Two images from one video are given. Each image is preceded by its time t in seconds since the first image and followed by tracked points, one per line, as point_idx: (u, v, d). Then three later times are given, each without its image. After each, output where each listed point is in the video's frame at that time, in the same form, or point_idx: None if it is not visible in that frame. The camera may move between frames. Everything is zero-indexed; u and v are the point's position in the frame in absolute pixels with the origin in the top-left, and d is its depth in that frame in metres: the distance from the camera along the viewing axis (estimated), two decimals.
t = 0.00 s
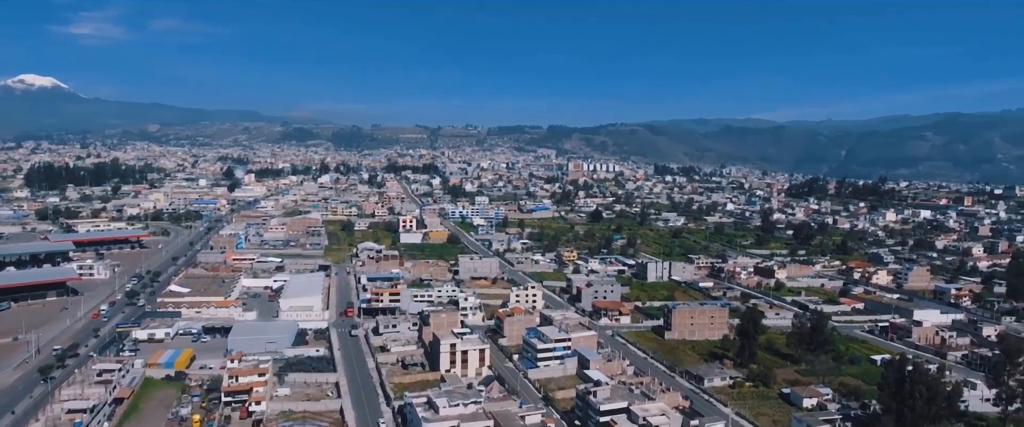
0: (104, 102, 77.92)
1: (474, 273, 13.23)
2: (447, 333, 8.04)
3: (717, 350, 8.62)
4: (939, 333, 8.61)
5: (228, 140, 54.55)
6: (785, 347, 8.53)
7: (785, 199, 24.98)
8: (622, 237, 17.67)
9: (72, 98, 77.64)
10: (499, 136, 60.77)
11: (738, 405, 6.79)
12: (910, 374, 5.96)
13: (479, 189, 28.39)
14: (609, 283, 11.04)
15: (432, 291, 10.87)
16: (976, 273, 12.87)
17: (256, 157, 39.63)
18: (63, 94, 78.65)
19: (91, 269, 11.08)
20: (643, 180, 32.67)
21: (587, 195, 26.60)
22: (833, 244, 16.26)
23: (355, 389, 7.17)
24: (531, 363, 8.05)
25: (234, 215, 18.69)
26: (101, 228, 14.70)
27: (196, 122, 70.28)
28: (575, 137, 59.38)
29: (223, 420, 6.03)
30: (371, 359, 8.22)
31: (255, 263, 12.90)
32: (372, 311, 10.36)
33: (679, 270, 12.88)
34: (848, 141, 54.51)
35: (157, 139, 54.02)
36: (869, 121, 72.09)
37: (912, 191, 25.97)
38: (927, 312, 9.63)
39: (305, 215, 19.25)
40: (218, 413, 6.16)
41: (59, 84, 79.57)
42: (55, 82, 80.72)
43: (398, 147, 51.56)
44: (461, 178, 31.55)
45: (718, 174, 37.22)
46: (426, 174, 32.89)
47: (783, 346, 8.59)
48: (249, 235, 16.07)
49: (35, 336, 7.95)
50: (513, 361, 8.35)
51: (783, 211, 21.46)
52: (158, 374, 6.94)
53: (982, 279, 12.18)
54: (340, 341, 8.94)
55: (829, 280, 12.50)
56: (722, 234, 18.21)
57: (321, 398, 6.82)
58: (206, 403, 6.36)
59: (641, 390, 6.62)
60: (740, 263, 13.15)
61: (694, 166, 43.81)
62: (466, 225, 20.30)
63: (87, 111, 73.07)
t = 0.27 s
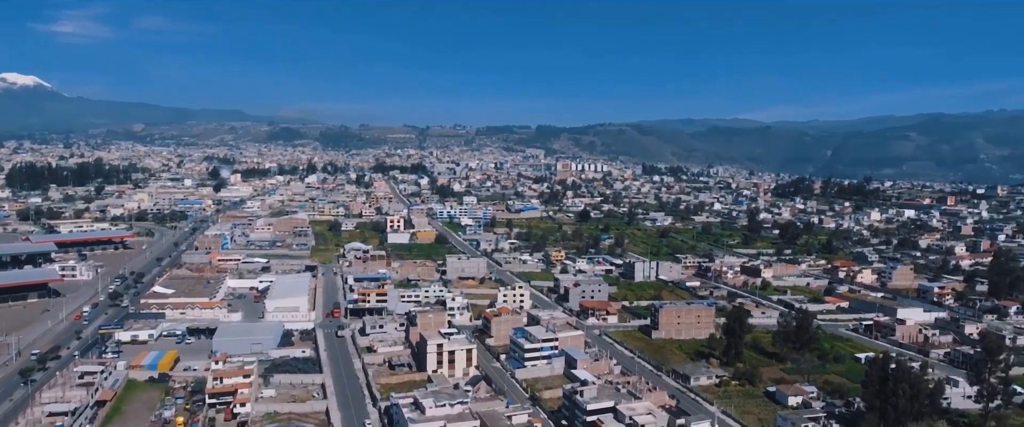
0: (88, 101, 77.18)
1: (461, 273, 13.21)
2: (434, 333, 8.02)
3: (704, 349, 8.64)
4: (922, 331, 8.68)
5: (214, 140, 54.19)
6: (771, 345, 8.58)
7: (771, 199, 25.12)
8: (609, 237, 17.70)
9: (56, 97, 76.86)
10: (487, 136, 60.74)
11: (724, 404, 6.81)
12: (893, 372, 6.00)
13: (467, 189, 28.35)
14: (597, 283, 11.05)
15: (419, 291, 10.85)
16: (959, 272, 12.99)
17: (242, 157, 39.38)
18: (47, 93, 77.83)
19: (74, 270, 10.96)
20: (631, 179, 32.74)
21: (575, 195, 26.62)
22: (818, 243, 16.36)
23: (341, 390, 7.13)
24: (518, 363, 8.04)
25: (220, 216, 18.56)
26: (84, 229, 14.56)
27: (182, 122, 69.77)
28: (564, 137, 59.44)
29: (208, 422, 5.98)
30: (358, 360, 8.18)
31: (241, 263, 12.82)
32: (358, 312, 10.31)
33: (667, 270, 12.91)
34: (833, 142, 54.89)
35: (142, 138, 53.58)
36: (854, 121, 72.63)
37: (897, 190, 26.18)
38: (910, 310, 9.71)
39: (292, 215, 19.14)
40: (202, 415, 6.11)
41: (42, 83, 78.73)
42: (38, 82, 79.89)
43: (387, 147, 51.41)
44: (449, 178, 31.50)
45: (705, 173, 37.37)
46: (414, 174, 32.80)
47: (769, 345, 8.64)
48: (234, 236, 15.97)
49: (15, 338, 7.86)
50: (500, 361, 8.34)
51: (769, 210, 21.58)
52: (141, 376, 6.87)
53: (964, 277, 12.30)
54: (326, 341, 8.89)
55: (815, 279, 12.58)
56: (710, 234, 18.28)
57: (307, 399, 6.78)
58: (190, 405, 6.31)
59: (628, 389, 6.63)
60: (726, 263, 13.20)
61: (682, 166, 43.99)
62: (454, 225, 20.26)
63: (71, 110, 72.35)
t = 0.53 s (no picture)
0: (73, 100, 76.50)
1: (449, 273, 13.19)
2: (421, 334, 8.00)
3: (691, 349, 8.66)
4: (907, 329, 8.73)
5: (201, 139, 53.84)
6: (758, 344, 8.61)
7: (759, 198, 25.24)
8: (598, 237, 17.73)
9: (41, 96, 76.11)
10: (477, 135, 60.70)
11: (711, 402, 6.82)
12: (879, 370, 6.03)
13: (456, 189, 28.31)
14: (585, 283, 11.06)
15: (407, 291, 10.82)
16: (943, 271, 13.10)
17: (230, 157, 39.16)
18: (32, 92, 77.06)
19: (57, 271, 10.85)
20: (619, 179, 32.79)
21: (564, 195, 26.64)
22: (805, 242, 16.45)
23: (328, 391, 7.09)
24: (506, 363, 8.03)
25: (207, 216, 18.44)
26: (68, 229, 14.43)
27: (169, 121, 69.26)
28: (553, 137, 59.50)
29: (193, 424, 5.94)
30: (345, 361, 8.15)
31: (228, 264, 12.74)
32: (346, 312, 10.26)
33: (655, 269, 12.94)
34: (820, 142, 55.26)
35: (128, 138, 53.18)
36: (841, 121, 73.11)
37: (882, 190, 26.38)
38: (896, 309, 9.77)
39: (279, 215, 19.06)
40: (187, 417, 6.06)
41: (27, 82, 77.96)
42: (22, 81, 79.14)
43: (376, 147, 51.24)
44: (438, 178, 31.43)
45: (693, 173, 37.51)
46: (403, 174, 32.73)
47: (756, 344, 8.67)
48: (221, 236, 15.87)
49: None
50: (488, 361, 8.32)
51: (757, 210, 21.69)
52: (126, 379, 6.82)
53: (948, 276, 12.41)
54: (313, 342, 8.85)
55: (801, 278, 12.65)
56: (698, 233, 18.34)
57: (293, 400, 6.74)
58: (175, 407, 6.26)
59: (615, 389, 6.63)
60: (714, 262, 13.25)
61: (670, 166, 44.11)
62: (443, 225, 20.22)
63: (56, 109, 71.68)
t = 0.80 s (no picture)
0: (60, 99, 75.87)
1: (439, 273, 13.16)
2: (410, 334, 7.98)
3: (680, 348, 8.68)
4: (893, 327, 8.79)
5: (189, 139, 53.50)
6: (746, 343, 8.64)
7: (747, 198, 25.34)
8: (588, 236, 17.74)
9: (26, 96, 75.43)
10: (467, 135, 60.64)
11: (699, 401, 6.84)
12: (864, 368, 6.06)
13: (446, 189, 28.26)
14: (574, 282, 11.07)
15: (396, 291, 10.80)
16: (929, 270, 13.20)
17: (218, 157, 38.93)
18: (17, 91, 76.35)
19: (41, 272, 10.76)
20: (609, 179, 32.84)
21: (554, 195, 26.65)
22: (793, 242, 16.53)
23: (316, 392, 7.06)
24: (495, 363, 8.02)
25: (194, 216, 18.32)
26: (52, 230, 14.31)
27: (156, 121, 68.81)
28: (543, 137, 59.53)
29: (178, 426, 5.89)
30: (333, 361, 8.11)
31: (215, 264, 12.66)
32: (334, 313, 10.21)
33: (644, 269, 12.97)
34: (808, 142, 55.53)
35: (114, 138, 52.80)
36: (829, 122, 73.53)
37: (870, 189, 26.55)
38: (882, 307, 9.84)
39: (267, 215, 18.97)
40: (173, 419, 6.02)
41: (12, 82, 77.24)
42: (8, 80, 78.40)
43: (366, 147, 51.08)
44: (428, 178, 31.38)
45: (683, 173, 37.64)
46: (393, 174, 32.65)
47: (744, 343, 8.70)
48: (208, 237, 15.77)
49: None
50: (477, 361, 8.31)
51: (745, 209, 21.77)
52: (111, 381, 6.76)
53: (934, 275, 12.50)
54: (301, 343, 8.81)
55: (789, 277, 12.71)
56: (687, 233, 18.39)
57: (281, 402, 6.71)
58: (160, 409, 6.22)
59: (604, 388, 6.64)
60: (703, 261, 13.29)
61: (660, 165, 44.20)
62: (433, 225, 20.18)
63: (42, 109, 71.08)
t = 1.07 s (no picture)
0: (46, 99, 75.23)
1: (428, 273, 13.14)
2: (399, 334, 7.95)
3: (669, 347, 8.70)
4: (879, 326, 8.84)
5: (177, 139, 53.16)
6: (735, 342, 8.66)
7: (736, 198, 25.44)
8: (578, 236, 17.76)
9: (12, 95, 74.73)
10: (457, 135, 60.58)
11: (688, 400, 6.86)
12: (851, 366, 6.09)
13: (436, 188, 28.21)
14: (564, 282, 11.07)
15: (385, 292, 10.76)
16: (915, 268, 13.29)
17: (206, 157, 38.69)
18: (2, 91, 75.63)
19: (26, 274, 10.66)
20: (599, 179, 32.89)
21: (544, 195, 26.65)
22: (782, 241, 16.61)
23: (304, 393, 7.02)
24: (484, 363, 8.00)
25: (181, 217, 18.19)
26: (37, 231, 14.18)
27: (143, 120, 68.30)
28: (533, 137, 59.55)
29: None
30: (321, 362, 8.07)
31: (202, 265, 12.58)
32: (323, 313, 10.16)
33: (634, 268, 12.99)
34: (797, 142, 55.84)
35: (100, 137, 52.39)
36: (817, 122, 73.95)
37: (858, 189, 26.71)
38: (869, 305, 9.90)
39: (256, 215, 18.87)
40: (159, 421, 5.97)
41: None
42: None
43: (355, 147, 50.92)
44: (418, 178, 31.31)
45: (672, 173, 37.75)
46: (383, 174, 32.56)
47: (733, 341, 8.73)
48: (196, 237, 15.67)
49: None
50: (466, 361, 8.29)
51: (735, 209, 21.85)
52: (96, 383, 6.70)
53: (920, 273, 12.59)
54: (289, 344, 8.76)
55: (778, 276, 12.77)
56: (676, 232, 18.44)
57: (268, 403, 6.67)
58: (146, 411, 6.17)
59: (593, 388, 6.64)
60: (692, 261, 13.32)
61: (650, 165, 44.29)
62: (422, 225, 20.14)
63: (28, 108, 70.47)
